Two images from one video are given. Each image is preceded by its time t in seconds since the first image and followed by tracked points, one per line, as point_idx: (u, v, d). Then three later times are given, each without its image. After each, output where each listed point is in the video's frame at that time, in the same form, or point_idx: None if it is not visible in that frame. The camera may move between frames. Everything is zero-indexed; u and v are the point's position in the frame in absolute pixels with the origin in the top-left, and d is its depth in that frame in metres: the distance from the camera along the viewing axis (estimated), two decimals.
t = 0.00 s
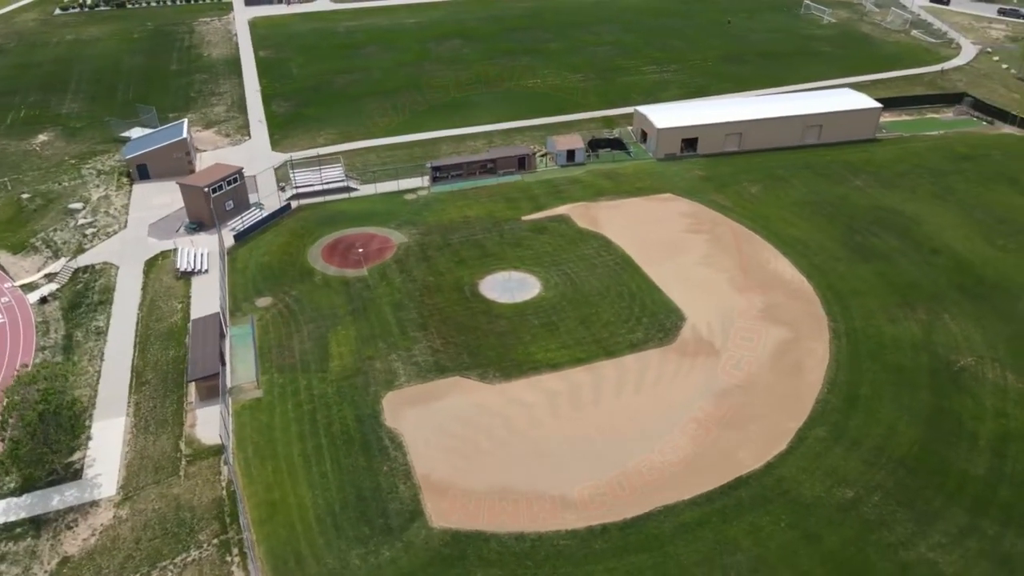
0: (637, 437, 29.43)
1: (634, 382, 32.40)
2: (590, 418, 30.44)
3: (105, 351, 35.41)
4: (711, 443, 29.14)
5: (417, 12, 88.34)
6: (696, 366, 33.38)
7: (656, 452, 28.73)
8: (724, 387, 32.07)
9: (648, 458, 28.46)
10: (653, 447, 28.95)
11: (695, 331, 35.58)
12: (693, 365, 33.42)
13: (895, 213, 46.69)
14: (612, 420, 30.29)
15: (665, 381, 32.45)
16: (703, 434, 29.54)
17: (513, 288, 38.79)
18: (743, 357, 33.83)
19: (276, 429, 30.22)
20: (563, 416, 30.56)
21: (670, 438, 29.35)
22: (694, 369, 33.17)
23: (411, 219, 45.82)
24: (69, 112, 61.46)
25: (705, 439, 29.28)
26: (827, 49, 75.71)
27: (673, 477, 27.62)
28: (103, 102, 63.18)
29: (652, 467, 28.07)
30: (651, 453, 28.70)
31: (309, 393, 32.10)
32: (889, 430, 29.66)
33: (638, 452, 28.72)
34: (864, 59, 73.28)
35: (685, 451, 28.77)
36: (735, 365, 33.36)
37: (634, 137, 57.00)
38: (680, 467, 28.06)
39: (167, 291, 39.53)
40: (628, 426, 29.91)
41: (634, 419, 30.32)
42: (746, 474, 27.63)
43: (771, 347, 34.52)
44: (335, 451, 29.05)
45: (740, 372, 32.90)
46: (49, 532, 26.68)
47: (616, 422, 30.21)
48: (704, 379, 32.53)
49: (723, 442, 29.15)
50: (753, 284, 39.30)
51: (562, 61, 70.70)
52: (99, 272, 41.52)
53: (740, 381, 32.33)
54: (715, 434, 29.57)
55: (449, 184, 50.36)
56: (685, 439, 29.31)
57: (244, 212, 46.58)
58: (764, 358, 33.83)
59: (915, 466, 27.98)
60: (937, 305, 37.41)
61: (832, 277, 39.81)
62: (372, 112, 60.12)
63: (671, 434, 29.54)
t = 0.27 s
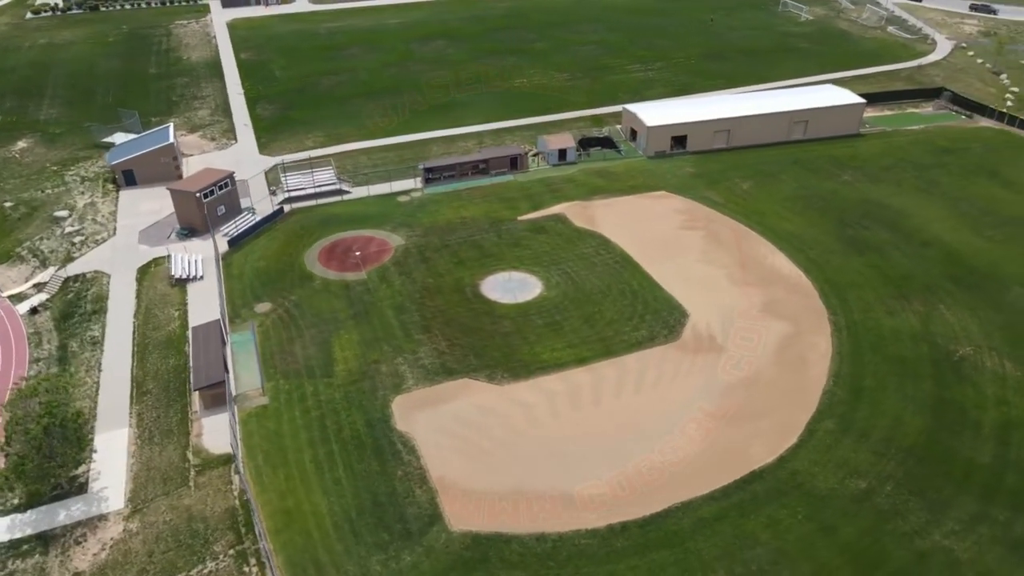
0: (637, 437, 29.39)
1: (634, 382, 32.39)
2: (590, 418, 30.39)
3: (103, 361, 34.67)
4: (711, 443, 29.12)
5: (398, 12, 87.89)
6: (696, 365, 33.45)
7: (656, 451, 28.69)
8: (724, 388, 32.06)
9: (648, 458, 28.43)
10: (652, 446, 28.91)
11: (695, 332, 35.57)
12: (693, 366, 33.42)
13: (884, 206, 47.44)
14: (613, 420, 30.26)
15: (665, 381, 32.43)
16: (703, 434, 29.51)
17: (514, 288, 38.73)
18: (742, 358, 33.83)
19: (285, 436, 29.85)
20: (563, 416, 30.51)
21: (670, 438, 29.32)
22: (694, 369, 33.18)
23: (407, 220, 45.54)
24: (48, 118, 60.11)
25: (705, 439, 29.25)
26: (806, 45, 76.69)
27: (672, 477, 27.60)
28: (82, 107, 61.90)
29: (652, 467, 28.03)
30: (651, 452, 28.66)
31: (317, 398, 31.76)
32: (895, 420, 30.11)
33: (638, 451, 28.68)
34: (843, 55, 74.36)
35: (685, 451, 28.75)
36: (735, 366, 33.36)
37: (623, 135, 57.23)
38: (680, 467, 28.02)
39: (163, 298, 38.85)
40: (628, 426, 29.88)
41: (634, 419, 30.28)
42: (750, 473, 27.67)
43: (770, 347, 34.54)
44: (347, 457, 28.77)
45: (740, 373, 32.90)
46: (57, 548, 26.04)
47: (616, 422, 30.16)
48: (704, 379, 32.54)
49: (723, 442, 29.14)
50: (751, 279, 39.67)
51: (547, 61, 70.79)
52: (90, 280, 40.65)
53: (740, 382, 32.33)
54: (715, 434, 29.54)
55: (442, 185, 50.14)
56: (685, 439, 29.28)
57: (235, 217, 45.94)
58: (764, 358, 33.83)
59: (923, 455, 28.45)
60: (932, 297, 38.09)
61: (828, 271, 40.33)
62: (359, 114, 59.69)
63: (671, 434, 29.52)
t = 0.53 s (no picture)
0: (637, 437, 29.42)
1: (634, 382, 32.40)
2: (592, 418, 30.40)
3: (100, 373, 33.93)
4: (710, 443, 29.17)
5: (377, 13, 87.36)
6: (697, 363, 33.60)
7: (656, 452, 28.72)
8: (724, 388, 32.08)
9: (647, 458, 28.46)
10: (652, 447, 28.95)
11: (696, 331, 35.55)
12: (693, 366, 33.42)
13: (872, 200, 48.22)
14: (613, 420, 30.27)
15: (665, 381, 32.44)
16: (703, 434, 29.56)
17: (515, 289, 38.71)
18: (743, 357, 33.85)
19: (295, 443, 29.50)
20: (563, 417, 30.49)
21: (670, 437, 29.36)
22: (694, 369, 33.20)
23: (402, 223, 45.28)
24: (24, 124, 58.71)
25: (705, 440, 29.30)
26: (785, 42, 77.70)
27: (672, 477, 27.68)
28: (60, 113, 60.58)
29: (652, 467, 28.08)
30: (651, 452, 28.69)
31: (324, 404, 31.44)
32: (900, 410, 30.62)
33: (638, 451, 28.71)
34: (822, 52, 75.44)
35: (690, 449, 28.87)
36: (735, 366, 33.36)
37: (612, 134, 57.48)
38: (680, 468, 28.06)
39: (158, 307, 38.16)
40: (628, 426, 29.91)
41: (634, 419, 30.30)
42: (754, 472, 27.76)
43: (771, 347, 34.54)
44: (360, 462, 28.52)
45: (741, 373, 32.90)
46: (67, 565, 25.39)
47: (616, 422, 30.18)
48: (704, 379, 32.56)
49: (723, 442, 29.18)
50: (749, 274, 40.07)
51: (531, 61, 70.89)
52: (80, 290, 39.75)
53: (741, 382, 32.33)
54: (715, 434, 29.58)
55: (434, 186, 49.92)
56: (684, 439, 29.33)
57: (226, 223, 45.30)
58: (764, 358, 33.83)
59: (930, 443, 28.96)
60: (926, 288, 38.79)
61: (824, 265, 40.89)
62: (346, 116, 59.21)
63: (671, 434, 29.56)
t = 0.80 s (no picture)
0: (637, 436, 29.41)
1: (635, 382, 32.37)
2: (598, 417, 30.44)
3: (98, 384, 33.18)
4: (710, 442, 29.16)
5: (356, 14, 86.66)
6: (700, 358, 33.82)
7: (656, 452, 28.72)
8: (724, 388, 32.04)
9: (647, 458, 28.46)
10: (652, 447, 28.94)
11: (696, 331, 35.49)
12: (693, 366, 33.37)
13: (860, 194, 48.97)
14: (616, 419, 30.27)
15: (665, 381, 32.40)
16: (703, 434, 29.55)
17: (516, 289, 38.65)
18: (742, 357, 33.80)
19: (306, 450, 29.11)
20: (564, 417, 30.43)
21: (671, 437, 29.34)
22: (694, 369, 33.18)
23: (397, 225, 44.96)
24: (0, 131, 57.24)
25: (704, 439, 29.30)
26: (764, 39, 78.63)
27: (671, 476, 27.72)
28: (37, 119, 59.16)
29: (657, 465, 28.15)
30: (651, 452, 28.70)
31: (333, 410, 31.09)
32: (904, 400, 31.14)
33: (638, 451, 28.70)
34: (800, 48, 76.44)
35: (699, 444, 29.07)
36: (735, 366, 33.31)
37: (600, 132, 57.66)
38: (680, 468, 28.07)
39: (153, 315, 37.46)
40: (629, 426, 29.90)
41: (634, 419, 30.28)
42: (758, 470, 27.82)
43: (771, 347, 34.49)
44: (374, 468, 28.25)
45: (741, 373, 32.86)
46: None
47: (616, 422, 30.15)
48: (704, 379, 32.52)
49: (722, 442, 29.18)
50: (746, 269, 40.45)
51: (515, 61, 70.86)
52: (71, 300, 38.82)
53: (741, 382, 32.27)
54: (714, 434, 29.58)
55: (426, 188, 49.65)
56: (684, 438, 29.32)
57: (218, 229, 44.62)
58: (764, 358, 33.78)
59: (936, 432, 29.49)
60: (919, 280, 39.51)
61: (819, 259, 41.43)
62: (332, 119, 58.64)
63: (671, 433, 29.55)
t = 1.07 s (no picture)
0: (636, 436, 29.29)
1: (635, 382, 32.24)
2: (603, 415, 30.42)
3: (97, 397, 32.39)
4: (710, 443, 29.04)
5: (333, 15, 85.81)
6: (703, 354, 34.02)
7: (656, 452, 28.58)
8: (724, 389, 31.91)
9: (648, 458, 28.33)
10: (653, 446, 28.81)
11: (696, 333, 35.37)
12: (693, 366, 33.24)
13: (848, 188, 49.74)
14: (622, 417, 30.28)
15: (665, 382, 32.26)
16: (702, 434, 29.40)
17: (517, 289, 38.58)
18: (742, 358, 33.68)
19: (318, 458, 28.75)
20: (564, 418, 30.27)
21: (675, 435, 29.32)
22: (694, 369, 33.03)
23: (392, 228, 44.61)
24: None
25: (704, 439, 29.16)
26: (742, 36, 79.47)
27: (672, 476, 27.63)
28: (11, 127, 57.60)
29: (668, 462, 28.21)
30: (656, 451, 28.63)
31: (342, 416, 30.73)
32: (907, 390, 31.68)
33: (644, 450, 28.65)
34: (778, 45, 77.40)
35: (709, 439, 29.21)
36: (735, 366, 33.18)
37: (588, 131, 57.80)
38: (680, 468, 27.95)
39: (149, 325, 36.70)
40: (635, 423, 29.92)
41: (634, 419, 30.14)
42: (762, 470, 27.81)
43: (771, 347, 34.38)
44: (389, 473, 27.98)
45: (741, 373, 32.72)
46: None
47: (616, 423, 30.00)
48: (704, 379, 32.40)
49: (722, 442, 29.05)
50: (743, 264, 40.84)
51: (497, 61, 70.73)
52: (61, 311, 37.83)
53: (741, 383, 32.14)
54: (714, 434, 29.43)
55: (418, 190, 49.33)
56: (684, 438, 29.18)
57: (209, 235, 43.86)
58: (764, 358, 33.68)
59: (941, 420, 30.05)
60: (912, 271, 40.24)
61: (813, 252, 41.97)
62: (318, 121, 57.98)
63: (671, 433, 29.42)
